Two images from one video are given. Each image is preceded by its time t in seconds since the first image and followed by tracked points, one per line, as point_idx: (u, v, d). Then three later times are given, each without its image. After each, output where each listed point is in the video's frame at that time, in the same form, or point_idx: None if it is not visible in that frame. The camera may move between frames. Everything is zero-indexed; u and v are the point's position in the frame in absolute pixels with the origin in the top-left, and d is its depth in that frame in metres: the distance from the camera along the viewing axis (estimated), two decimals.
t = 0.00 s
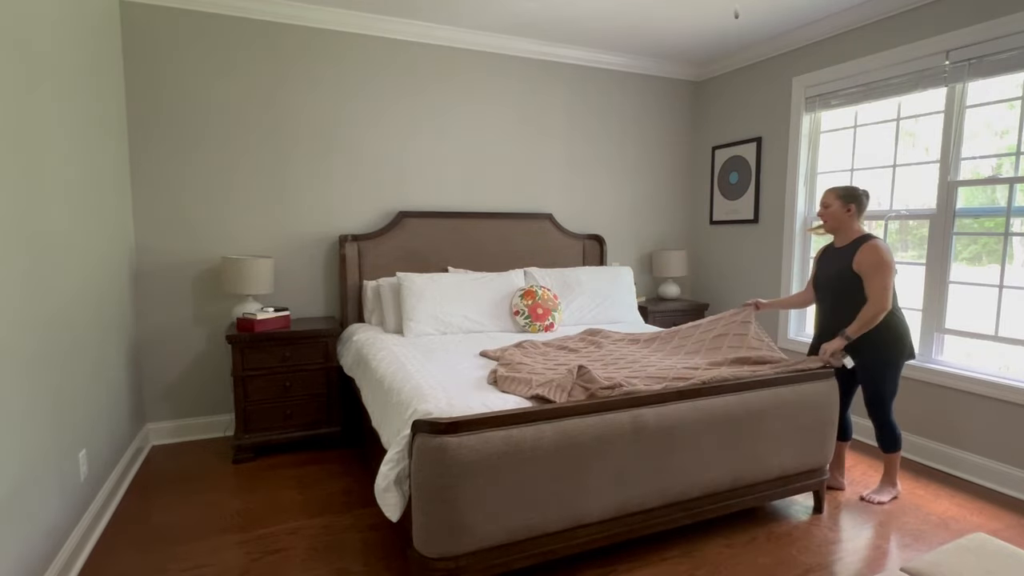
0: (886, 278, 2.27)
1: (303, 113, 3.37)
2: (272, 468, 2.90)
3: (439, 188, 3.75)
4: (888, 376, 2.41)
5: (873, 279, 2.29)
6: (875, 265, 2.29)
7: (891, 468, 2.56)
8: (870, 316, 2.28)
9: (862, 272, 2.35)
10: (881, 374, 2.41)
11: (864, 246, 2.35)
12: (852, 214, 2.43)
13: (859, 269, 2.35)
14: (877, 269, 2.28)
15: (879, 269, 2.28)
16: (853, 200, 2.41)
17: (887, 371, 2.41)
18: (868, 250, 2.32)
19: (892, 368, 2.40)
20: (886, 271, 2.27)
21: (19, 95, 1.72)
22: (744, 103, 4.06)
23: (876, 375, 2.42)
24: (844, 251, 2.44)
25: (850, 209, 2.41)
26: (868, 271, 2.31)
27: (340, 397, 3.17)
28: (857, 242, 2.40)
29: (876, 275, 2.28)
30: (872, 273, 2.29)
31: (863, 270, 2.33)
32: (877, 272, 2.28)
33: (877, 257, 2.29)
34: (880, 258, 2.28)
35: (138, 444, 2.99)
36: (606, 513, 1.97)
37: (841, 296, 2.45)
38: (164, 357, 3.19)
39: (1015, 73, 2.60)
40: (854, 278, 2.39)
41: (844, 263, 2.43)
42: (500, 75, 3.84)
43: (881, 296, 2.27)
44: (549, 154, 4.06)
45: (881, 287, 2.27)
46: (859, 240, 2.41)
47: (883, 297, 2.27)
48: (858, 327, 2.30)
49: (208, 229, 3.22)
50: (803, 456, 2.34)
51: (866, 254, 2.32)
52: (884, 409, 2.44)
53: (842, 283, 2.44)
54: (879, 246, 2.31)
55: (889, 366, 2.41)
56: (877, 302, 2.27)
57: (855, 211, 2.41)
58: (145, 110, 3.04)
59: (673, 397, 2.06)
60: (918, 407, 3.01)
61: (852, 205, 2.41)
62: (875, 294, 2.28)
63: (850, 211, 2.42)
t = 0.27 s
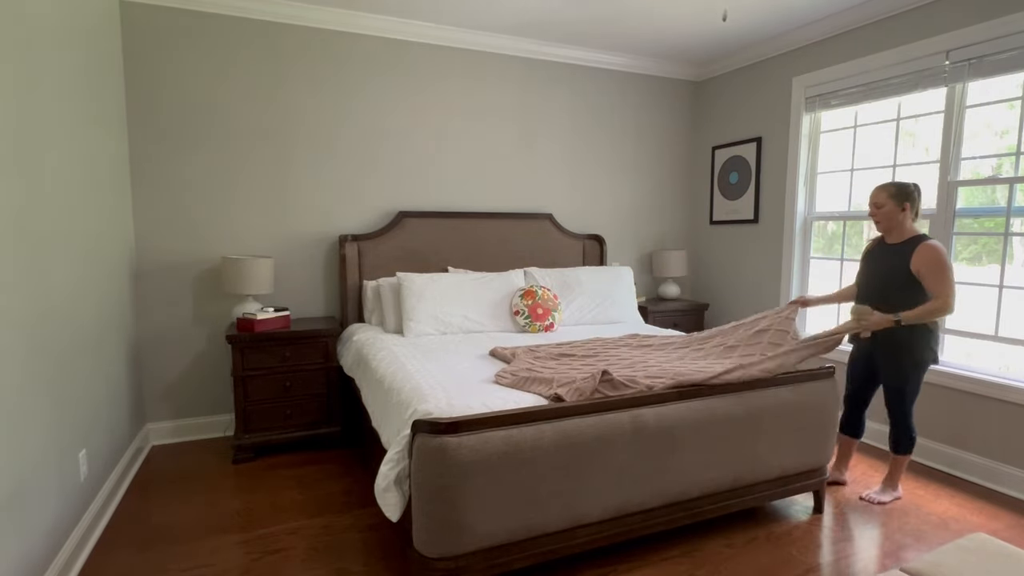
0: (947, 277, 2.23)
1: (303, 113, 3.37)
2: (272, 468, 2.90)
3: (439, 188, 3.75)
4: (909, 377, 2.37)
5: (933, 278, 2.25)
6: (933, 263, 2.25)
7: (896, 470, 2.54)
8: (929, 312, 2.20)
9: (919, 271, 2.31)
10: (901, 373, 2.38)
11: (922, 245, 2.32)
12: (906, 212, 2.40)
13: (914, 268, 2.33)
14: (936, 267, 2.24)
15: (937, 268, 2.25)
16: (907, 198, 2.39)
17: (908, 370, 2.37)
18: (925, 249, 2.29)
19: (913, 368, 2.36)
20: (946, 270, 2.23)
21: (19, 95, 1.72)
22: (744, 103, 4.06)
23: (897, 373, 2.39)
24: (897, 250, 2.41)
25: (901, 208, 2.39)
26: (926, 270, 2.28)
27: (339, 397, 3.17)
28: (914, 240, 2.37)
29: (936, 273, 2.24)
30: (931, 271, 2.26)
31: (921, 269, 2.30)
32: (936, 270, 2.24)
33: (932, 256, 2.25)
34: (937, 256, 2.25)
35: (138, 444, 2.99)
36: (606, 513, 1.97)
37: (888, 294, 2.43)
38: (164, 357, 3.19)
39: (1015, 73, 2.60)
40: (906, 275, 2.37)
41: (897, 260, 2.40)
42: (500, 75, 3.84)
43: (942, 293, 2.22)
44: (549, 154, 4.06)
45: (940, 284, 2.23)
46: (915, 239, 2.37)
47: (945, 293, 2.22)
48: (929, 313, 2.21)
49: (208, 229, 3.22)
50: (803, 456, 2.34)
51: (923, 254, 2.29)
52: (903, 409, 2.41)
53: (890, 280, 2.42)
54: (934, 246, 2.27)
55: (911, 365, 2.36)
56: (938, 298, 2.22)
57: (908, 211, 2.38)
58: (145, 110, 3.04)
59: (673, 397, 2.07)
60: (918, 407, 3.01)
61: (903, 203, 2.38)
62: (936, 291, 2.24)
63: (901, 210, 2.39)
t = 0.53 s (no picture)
0: (928, 283, 2.24)
1: (303, 113, 3.37)
2: (272, 469, 2.90)
3: (439, 188, 3.75)
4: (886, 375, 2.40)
5: (914, 283, 2.26)
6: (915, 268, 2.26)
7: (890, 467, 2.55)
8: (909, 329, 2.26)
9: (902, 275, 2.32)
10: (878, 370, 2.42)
11: (908, 250, 2.31)
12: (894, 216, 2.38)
13: (899, 271, 2.33)
14: (919, 273, 2.24)
15: (921, 273, 2.25)
16: (894, 201, 2.38)
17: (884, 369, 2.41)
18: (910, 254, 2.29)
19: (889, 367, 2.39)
20: (927, 276, 2.23)
21: (19, 96, 1.72)
22: (744, 103, 4.06)
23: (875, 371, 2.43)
24: (883, 254, 2.42)
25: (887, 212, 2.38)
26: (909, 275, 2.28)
27: (339, 397, 3.17)
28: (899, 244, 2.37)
29: (918, 280, 2.24)
30: (913, 276, 2.27)
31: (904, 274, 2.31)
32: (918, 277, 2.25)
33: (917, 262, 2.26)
34: (922, 262, 2.25)
35: (138, 444, 2.99)
36: (606, 513, 1.97)
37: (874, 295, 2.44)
38: (164, 357, 3.19)
39: (1015, 73, 2.60)
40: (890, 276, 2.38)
41: (884, 261, 2.40)
42: (500, 75, 3.84)
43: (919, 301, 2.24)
44: (549, 154, 4.06)
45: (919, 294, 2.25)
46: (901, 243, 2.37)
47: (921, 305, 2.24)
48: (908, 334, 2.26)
49: (208, 229, 3.22)
50: (803, 456, 2.34)
51: (908, 259, 2.29)
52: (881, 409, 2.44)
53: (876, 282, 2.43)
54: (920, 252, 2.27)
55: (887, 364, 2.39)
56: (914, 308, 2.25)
57: (895, 214, 2.37)
58: (145, 109, 3.04)
59: (673, 397, 2.06)
60: (918, 407, 3.01)
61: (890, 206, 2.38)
62: (914, 298, 2.26)
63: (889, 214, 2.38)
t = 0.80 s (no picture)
0: (947, 279, 2.24)
1: (303, 113, 3.37)
2: (272, 469, 2.90)
3: (439, 188, 3.74)
4: (923, 376, 2.29)
5: (936, 278, 2.25)
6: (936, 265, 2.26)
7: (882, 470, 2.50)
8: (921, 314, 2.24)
9: (920, 273, 2.31)
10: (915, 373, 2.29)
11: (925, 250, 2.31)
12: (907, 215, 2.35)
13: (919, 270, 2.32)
14: (938, 268, 2.25)
15: (940, 269, 2.25)
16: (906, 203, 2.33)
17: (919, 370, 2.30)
18: (930, 252, 2.29)
19: (926, 368, 2.29)
20: (948, 272, 2.24)
21: (19, 96, 1.72)
22: (744, 103, 4.06)
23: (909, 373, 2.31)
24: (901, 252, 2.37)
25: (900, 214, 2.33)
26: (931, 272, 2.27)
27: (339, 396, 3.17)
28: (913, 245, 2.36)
29: (937, 275, 2.24)
30: (934, 273, 2.26)
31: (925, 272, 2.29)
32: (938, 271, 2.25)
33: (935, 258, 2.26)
34: (941, 259, 2.26)
35: (138, 444, 2.99)
36: (606, 513, 1.97)
37: (885, 291, 2.41)
38: (164, 357, 3.19)
39: (1015, 73, 2.60)
40: (907, 274, 2.35)
41: (898, 261, 2.38)
42: (500, 75, 3.84)
43: (942, 297, 2.23)
44: (549, 154, 4.06)
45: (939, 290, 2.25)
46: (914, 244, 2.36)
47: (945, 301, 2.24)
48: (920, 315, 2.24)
49: (208, 229, 3.22)
50: (803, 456, 2.34)
51: (928, 256, 2.29)
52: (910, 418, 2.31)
53: (894, 279, 2.38)
54: (936, 251, 2.28)
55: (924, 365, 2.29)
56: (940, 304, 2.23)
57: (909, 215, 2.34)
58: (145, 109, 3.04)
59: (673, 397, 2.06)
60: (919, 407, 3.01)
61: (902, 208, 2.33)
62: (937, 294, 2.25)
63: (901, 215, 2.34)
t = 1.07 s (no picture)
0: (948, 294, 1.78)
1: (303, 113, 3.37)
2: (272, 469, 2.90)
3: (439, 188, 3.74)
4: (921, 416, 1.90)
5: (931, 293, 1.79)
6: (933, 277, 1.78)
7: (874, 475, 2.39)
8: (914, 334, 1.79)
9: (915, 290, 1.83)
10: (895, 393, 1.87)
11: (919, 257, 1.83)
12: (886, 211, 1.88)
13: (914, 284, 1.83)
14: (936, 284, 1.78)
15: (939, 283, 1.78)
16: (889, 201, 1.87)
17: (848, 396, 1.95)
18: (925, 260, 1.81)
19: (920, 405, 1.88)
20: (948, 284, 1.77)
21: (19, 95, 1.72)
22: (744, 103, 4.06)
23: (890, 398, 1.88)
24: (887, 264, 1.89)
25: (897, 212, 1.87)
26: (925, 284, 1.80)
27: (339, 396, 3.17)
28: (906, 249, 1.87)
29: (932, 290, 1.79)
30: (927, 285, 1.80)
31: (919, 287, 1.82)
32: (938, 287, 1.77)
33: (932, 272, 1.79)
34: (942, 272, 1.78)
35: (138, 444, 2.99)
36: (606, 513, 1.97)
37: (891, 311, 1.86)
38: (164, 357, 3.19)
39: (1015, 73, 2.60)
40: (897, 285, 1.86)
41: (891, 272, 1.87)
42: (500, 75, 3.84)
43: (938, 318, 1.77)
44: (549, 154, 4.05)
45: (941, 312, 1.78)
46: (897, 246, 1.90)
47: (946, 321, 1.77)
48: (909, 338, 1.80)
49: (208, 229, 3.22)
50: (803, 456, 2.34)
51: (923, 265, 1.81)
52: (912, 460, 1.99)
53: (869, 297, 1.91)
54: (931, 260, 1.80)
55: (897, 394, 1.87)
56: (937, 325, 1.77)
57: (889, 213, 1.87)
58: (146, 109, 3.04)
59: (673, 397, 2.06)
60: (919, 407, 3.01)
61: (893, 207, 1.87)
62: (933, 314, 1.78)
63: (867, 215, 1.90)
